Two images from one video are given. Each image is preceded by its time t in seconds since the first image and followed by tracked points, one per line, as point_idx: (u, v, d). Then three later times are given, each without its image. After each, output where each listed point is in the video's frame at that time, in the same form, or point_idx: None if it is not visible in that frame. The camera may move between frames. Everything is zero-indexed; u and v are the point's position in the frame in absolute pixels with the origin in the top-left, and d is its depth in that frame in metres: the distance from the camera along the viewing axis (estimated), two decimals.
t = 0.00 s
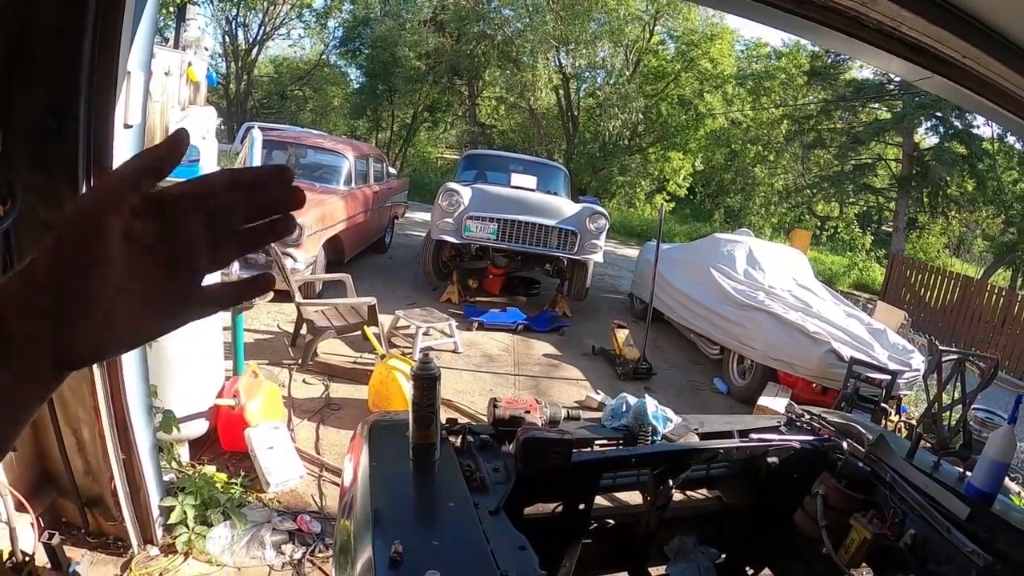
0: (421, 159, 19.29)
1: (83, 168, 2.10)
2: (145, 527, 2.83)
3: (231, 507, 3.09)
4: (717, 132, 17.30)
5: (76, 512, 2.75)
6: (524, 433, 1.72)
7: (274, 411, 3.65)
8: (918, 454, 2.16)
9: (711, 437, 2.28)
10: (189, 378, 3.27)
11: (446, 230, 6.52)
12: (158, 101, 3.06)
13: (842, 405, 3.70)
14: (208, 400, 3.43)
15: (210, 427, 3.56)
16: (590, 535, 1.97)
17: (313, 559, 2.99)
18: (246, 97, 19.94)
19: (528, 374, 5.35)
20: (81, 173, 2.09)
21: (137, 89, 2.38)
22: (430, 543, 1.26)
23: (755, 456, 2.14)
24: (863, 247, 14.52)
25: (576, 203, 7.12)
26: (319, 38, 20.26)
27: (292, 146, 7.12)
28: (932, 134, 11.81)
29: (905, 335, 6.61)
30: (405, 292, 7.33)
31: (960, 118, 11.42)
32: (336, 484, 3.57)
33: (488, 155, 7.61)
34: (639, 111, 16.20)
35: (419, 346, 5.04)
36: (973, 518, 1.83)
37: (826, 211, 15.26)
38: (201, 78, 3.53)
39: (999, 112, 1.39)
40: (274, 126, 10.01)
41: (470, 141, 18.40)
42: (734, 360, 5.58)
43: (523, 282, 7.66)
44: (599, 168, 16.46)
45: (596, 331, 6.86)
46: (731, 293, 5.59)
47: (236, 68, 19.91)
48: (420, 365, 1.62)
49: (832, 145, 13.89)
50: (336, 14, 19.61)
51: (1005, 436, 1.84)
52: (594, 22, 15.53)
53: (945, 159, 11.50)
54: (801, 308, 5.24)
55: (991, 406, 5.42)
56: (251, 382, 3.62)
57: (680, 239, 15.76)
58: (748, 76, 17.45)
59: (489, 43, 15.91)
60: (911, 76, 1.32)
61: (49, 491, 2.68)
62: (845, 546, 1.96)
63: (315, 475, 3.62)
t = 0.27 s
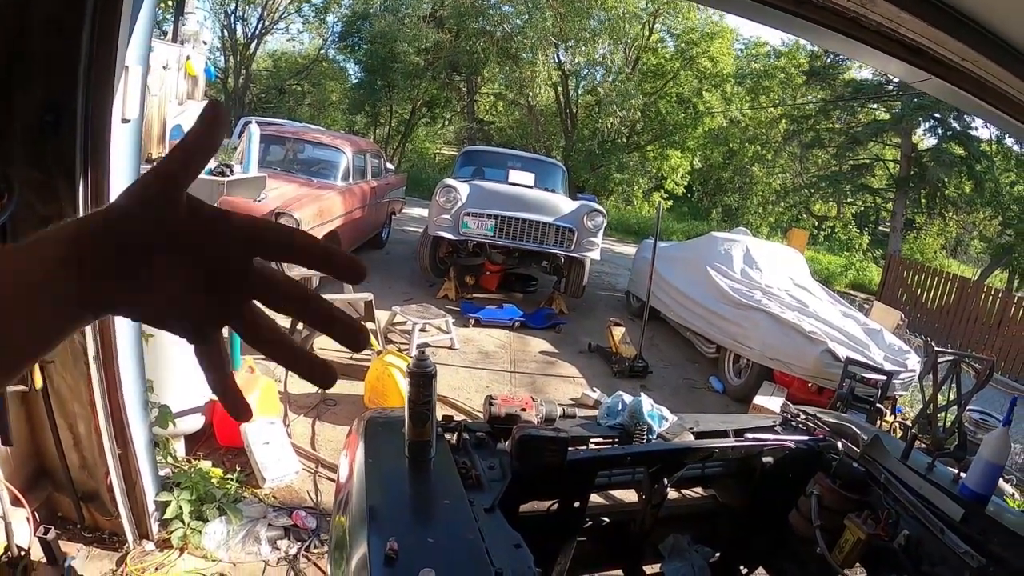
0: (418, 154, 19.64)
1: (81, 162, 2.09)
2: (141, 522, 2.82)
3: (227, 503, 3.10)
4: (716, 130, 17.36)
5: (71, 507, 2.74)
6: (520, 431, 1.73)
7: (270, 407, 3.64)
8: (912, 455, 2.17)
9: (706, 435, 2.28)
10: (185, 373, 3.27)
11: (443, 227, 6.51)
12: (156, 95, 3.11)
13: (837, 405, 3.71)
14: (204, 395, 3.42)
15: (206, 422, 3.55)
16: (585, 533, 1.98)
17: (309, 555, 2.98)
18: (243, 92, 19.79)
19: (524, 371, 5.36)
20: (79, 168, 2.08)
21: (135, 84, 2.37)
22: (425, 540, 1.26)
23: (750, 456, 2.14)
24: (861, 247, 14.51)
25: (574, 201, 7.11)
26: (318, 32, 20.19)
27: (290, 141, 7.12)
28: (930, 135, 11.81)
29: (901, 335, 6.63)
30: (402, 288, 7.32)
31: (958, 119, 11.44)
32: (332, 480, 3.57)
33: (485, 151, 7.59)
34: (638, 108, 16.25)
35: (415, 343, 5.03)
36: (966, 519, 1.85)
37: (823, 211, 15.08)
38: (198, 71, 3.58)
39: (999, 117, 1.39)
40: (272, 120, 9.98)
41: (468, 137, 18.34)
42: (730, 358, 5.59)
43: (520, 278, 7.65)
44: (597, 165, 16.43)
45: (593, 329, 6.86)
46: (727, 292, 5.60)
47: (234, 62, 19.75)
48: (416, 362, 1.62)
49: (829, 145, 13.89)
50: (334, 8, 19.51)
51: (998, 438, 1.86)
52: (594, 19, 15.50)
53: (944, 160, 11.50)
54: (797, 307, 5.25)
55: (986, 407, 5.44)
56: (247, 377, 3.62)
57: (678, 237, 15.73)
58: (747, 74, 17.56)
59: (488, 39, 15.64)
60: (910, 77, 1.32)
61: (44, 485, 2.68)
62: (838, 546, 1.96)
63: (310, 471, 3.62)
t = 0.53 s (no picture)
0: (416, 154, 19.57)
1: (79, 162, 2.08)
2: (139, 522, 2.82)
3: (226, 503, 3.09)
4: (714, 129, 17.46)
5: (70, 508, 2.74)
6: (518, 430, 1.73)
7: (268, 407, 3.64)
8: (910, 454, 2.17)
9: (704, 434, 2.28)
10: (183, 373, 3.27)
11: (441, 226, 6.52)
12: (154, 94, 3.12)
13: (835, 404, 3.72)
14: (203, 395, 3.42)
15: (204, 422, 3.55)
16: (582, 532, 1.98)
17: (307, 554, 2.98)
18: (242, 92, 19.76)
19: (523, 370, 5.36)
20: (77, 168, 2.08)
21: (133, 85, 2.37)
22: (423, 539, 1.27)
23: (748, 455, 2.14)
24: (859, 246, 14.50)
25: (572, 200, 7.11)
26: (317, 32, 20.21)
27: (288, 140, 7.13)
28: (928, 134, 11.84)
29: (899, 334, 6.64)
30: (400, 287, 7.32)
31: (955, 118, 11.48)
32: (330, 480, 3.57)
33: (483, 151, 7.58)
34: (636, 107, 16.30)
35: (414, 342, 5.03)
36: (964, 517, 1.85)
37: (822, 210, 14.72)
38: (197, 71, 3.53)
39: (996, 116, 1.39)
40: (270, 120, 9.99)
41: (466, 137, 18.32)
42: (728, 357, 5.59)
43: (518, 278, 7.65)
44: (594, 164, 16.44)
45: (591, 328, 6.86)
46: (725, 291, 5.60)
47: (232, 62, 19.71)
48: (414, 361, 1.62)
49: (828, 144, 13.87)
50: (333, 8, 19.51)
51: (995, 437, 1.87)
52: (592, 18, 15.50)
53: (942, 159, 11.52)
54: (795, 306, 5.26)
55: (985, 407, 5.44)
56: (245, 376, 3.62)
57: (675, 237, 15.74)
58: (745, 74, 17.63)
59: (486, 38, 15.67)
60: (906, 76, 1.32)
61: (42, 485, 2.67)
62: (836, 544, 1.97)
63: (309, 471, 3.62)
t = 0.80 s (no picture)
0: (416, 153, 19.60)
1: (79, 161, 2.08)
2: (139, 522, 2.82)
3: (226, 503, 3.09)
4: (713, 129, 17.50)
5: (69, 508, 2.74)
6: (519, 430, 1.72)
7: (268, 406, 3.64)
8: (910, 453, 2.17)
9: (704, 434, 2.28)
10: (183, 374, 3.27)
11: (441, 226, 6.52)
12: (153, 94, 3.13)
13: (835, 403, 3.72)
14: (202, 395, 3.42)
15: (204, 422, 3.55)
16: (583, 532, 1.98)
17: (307, 555, 2.98)
18: (241, 91, 19.74)
19: (522, 370, 5.36)
20: (76, 167, 2.07)
21: (132, 85, 2.37)
22: (423, 539, 1.27)
23: (749, 454, 2.13)
24: (858, 245, 14.50)
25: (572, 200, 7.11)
26: (315, 32, 20.19)
27: (287, 140, 7.13)
28: (927, 134, 11.83)
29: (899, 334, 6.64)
30: (399, 287, 7.32)
31: (955, 118, 11.48)
32: (330, 480, 3.57)
33: (482, 151, 7.59)
34: (636, 107, 16.28)
35: (414, 342, 5.03)
36: (964, 517, 1.85)
37: (821, 209, 14.78)
38: (196, 71, 3.49)
39: (996, 115, 1.39)
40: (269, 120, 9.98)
41: (465, 137, 18.31)
42: (728, 357, 5.59)
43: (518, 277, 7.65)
44: (593, 164, 16.45)
45: (590, 328, 6.86)
46: (725, 290, 5.60)
47: (231, 62, 19.67)
48: (415, 361, 1.62)
49: (827, 144, 13.87)
50: (332, 8, 19.48)
51: (996, 437, 1.87)
52: (592, 18, 15.49)
53: (941, 159, 11.53)
54: (795, 306, 5.26)
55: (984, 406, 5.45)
56: (245, 377, 3.61)
57: (674, 236, 15.75)
58: (744, 73, 17.69)
59: (485, 38, 15.55)
60: (907, 76, 1.32)
61: (41, 486, 2.67)
62: (837, 545, 1.97)
63: (309, 471, 3.62)
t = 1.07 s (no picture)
0: (416, 154, 19.50)
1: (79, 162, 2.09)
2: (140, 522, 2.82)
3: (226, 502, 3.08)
4: (714, 129, 17.52)
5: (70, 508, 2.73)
6: (517, 428, 1.72)
7: (269, 406, 3.65)
8: (910, 452, 2.17)
9: (703, 433, 2.28)
10: (183, 373, 3.27)
11: (441, 226, 6.52)
12: (153, 95, 3.12)
13: (835, 402, 3.71)
14: (203, 395, 3.42)
15: (204, 422, 3.54)
16: (582, 531, 1.98)
17: (307, 554, 2.98)
18: (242, 92, 19.75)
19: (522, 370, 5.36)
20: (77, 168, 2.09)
21: (133, 85, 2.37)
22: (422, 537, 1.27)
23: (748, 453, 2.13)
24: (859, 245, 14.46)
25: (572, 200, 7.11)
26: (316, 33, 20.21)
27: (288, 141, 7.14)
28: (928, 133, 11.82)
29: (899, 333, 6.64)
30: (400, 288, 7.32)
31: (955, 117, 11.47)
32: (330, 479, 3.57)
33: (483, 151, 7.59)
34: (638, 107, 16.24)
35: (414, 342, 5.03)
36: (964, 515, 1.85)
37: (822, 209, 14.76)
38: (197, 72, 3.42)
39: (996, 114, 1.39)
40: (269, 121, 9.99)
41: (466, 137, 18.33)
42: (728, 356, 5.59)
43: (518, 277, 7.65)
44: (594, 164, 16.44)
45: (591, 328, 6.86)
46: (725, 290, 5.60)
47: (232, 62, 19.67)
48: (413, 360, 1.62)
49: (828, 143, 13.82)
50: (332, 9, 19.51)
51: (996, 435, 1.87)
52: (592, 18, 15.50)
53: (941, 159, 11.52)
54: (795, 305, 5.25)
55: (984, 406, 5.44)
56: (245, 377, 3.62)
57: (675, 236, 15.75)
58: (744, 73, 17.73)
59: (486, 38, 15.54)
60: (905, 75, 1.32)
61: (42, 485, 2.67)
62: (836, 543, 1.97)
63: (309, 471, 3.62)
